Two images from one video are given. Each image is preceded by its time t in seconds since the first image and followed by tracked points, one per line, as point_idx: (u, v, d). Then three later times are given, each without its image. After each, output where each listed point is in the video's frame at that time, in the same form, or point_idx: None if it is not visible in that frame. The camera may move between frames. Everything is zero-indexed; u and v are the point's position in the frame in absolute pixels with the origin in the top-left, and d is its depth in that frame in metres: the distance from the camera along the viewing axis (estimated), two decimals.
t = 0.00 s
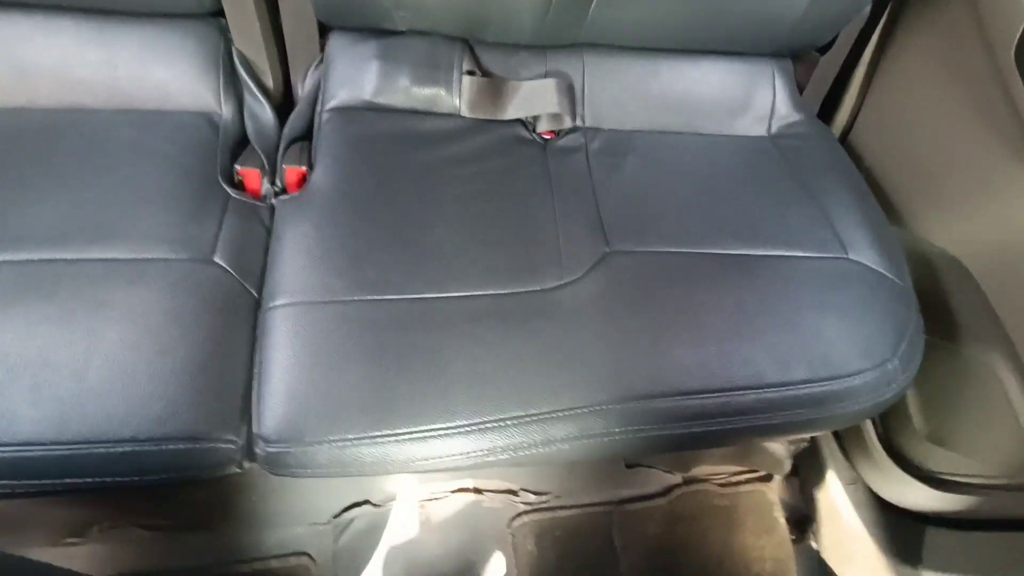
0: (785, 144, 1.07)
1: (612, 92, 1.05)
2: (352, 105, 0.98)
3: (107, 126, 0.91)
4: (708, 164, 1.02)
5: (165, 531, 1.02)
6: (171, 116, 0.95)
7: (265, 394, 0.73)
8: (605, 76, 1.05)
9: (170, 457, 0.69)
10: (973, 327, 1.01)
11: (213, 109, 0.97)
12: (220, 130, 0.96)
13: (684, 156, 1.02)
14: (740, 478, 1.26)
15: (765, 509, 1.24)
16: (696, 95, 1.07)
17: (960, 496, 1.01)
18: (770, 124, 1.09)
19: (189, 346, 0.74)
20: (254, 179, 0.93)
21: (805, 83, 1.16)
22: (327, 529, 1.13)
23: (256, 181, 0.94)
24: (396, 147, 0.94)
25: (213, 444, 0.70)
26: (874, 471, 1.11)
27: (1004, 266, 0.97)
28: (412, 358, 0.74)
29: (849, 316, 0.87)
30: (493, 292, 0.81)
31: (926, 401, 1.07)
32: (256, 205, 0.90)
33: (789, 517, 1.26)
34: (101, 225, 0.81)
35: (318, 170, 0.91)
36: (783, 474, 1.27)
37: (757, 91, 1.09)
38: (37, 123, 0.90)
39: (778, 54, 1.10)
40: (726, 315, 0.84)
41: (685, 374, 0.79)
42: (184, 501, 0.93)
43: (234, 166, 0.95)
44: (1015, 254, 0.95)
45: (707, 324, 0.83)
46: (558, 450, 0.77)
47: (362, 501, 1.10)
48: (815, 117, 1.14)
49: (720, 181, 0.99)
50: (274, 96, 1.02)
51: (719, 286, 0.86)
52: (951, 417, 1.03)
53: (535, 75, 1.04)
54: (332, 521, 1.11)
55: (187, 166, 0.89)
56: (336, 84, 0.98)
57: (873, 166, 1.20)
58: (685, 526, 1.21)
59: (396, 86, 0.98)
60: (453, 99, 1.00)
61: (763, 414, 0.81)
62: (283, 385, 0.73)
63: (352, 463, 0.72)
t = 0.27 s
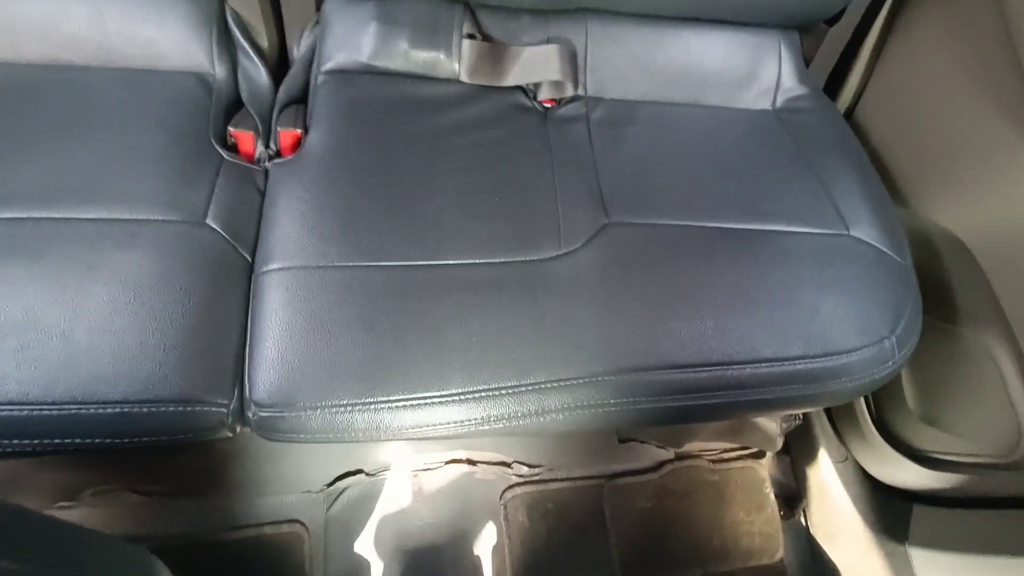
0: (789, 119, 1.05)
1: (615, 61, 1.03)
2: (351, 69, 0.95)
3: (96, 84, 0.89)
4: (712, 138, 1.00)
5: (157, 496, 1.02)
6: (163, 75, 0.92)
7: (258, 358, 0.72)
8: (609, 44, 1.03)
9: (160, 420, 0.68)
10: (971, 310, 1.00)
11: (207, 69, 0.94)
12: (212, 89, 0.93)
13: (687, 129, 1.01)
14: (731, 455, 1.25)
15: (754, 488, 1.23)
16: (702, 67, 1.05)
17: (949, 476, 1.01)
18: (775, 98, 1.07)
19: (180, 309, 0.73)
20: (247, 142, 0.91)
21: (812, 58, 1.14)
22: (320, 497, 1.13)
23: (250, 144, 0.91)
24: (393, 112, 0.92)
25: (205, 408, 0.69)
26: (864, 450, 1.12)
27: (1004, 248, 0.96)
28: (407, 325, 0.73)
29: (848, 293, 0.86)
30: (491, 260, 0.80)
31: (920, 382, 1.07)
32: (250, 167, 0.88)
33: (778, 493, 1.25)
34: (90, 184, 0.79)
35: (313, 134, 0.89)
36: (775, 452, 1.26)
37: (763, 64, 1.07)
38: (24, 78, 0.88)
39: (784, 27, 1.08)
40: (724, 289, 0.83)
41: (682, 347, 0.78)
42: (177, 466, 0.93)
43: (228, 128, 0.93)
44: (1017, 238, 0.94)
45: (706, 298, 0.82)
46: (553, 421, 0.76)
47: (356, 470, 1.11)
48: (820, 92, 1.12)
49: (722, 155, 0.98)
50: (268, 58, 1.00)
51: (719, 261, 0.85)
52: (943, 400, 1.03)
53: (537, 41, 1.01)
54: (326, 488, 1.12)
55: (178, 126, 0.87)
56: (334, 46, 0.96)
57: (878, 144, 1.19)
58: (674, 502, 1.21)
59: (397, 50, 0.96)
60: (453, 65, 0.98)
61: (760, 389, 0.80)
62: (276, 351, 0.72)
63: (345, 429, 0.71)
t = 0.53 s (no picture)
0: (789, 102, 1.04)
1: (616, 40, 1.02)
2: (348, 45, 0.94)
3: (90, 57, 0.87)
4: (712, 119, 1.00)
5: (155, 472, 1.02)
6: (157, 49, 0.91)
7: (255, 333, 0.71)
8: (610, 23, 1.02)
9: (156, 393, 0.68)
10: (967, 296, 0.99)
11: (203, 43, 0.93)
12: (210, 65, 0.92)
13: (687, 110, 1.00)
14: (725, 438, 1.26)
15: (748, 469, 1.23)
16: (703, 47, 1.04)
17: (942, 459, 1.02)
18: (776, 81, 1.06)
19: (176, 283, 0.72)
20: (245, 117, 0.90)
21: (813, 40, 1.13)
22: (318, 475, 1.13)
23: (247, 119, 0.91)
24: (391, 89, 0.91)
25: (201, 381, 0.69)
26: (859, 432, 1.12)
27: (998, 232, 0.96)
28: (404, 302, 0.73)
29: (846, 275, 0.86)
30: (489, 239, 0.80)
31: (917, 365, 1.07)
32: (247, 142, 0.88)
33: (771, 475, 1.26)
34: (85, 157, 0.79)
35: (311, 110, 0.88)
36: (770, 435, 1.27)
37: (765, 45, 1.05)
38: (17, 49, 0.86)
39: (786, 8, 1.07)
40: (721, 270, 0.83)
41: (679, 327, 0.78)
42: (174, 443, 0.93)
43: (224, 102, 0.92)
44: (1009, 222, 0.95)
45: (703, 278, 0.82)
46: (549, 399, 0.76)
47: (352, 449, 1.11)
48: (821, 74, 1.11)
49: (722, 137, 0.98)
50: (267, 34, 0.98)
51: (718, 242, 0.85)
52: (938, 383, 1.04)
53: (538, 19, 1.00)
54: (324, 467, 1.12)
55: (174, 100, 0.86)
56: (332, 21, 0.95)
57: (879, 128, 1.18)
58: (668, 483, 1.21)
59: (395, 26, 0.95)
60: (453, 41, 0.97)
61: (756, 369, 0.81)
62: (273, 326, 0.71)
63: (342, 405, 0.71)
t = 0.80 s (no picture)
0: (789, 93, 1.04)
1: (617, 29, 1.01)
2: (347, 32, 0.94)
3: (86, 42, 0.87)
4: (712, 109, 0.99)
5: (153, 461, 1.02)
6: (155, 35, 0.90)
7: (253, 319, 0.71)
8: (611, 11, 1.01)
9: (153, 379, 0.68)
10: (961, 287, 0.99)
11: (201, 30, 0.92)
12: (207, 52, 0.91)
13: (687, 100, 1.00)
14: (721, 429, 1.26)
15: (743, 460, 1.24)
16: (704, 37, 1.03)
17: (933, 449, 1.03)
18: (775, 72, 1.06)
19: (174, 269, 0.72)
20: (242, 104, 0.90)
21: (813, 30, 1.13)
22: (316, 464, 1.14)
23: (245, 107, 0.90)
24: (389, 77, 0.91)
25: (199, 367, 0.69)
26: (853, 424, 1.13)
27: (994, 223, 0.96)
28: (403, 290, 0.73)
29: (843, 266, 0.86)
30: (488, 227, 0.80)
31: (911, 357, 1.07)
32: (245, 130, 0.87)
33: (767, 466, 1.26)
34: (81, 142, 0.78)
35: (310, 97, 0.88)
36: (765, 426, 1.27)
37: (766, 35, 1.05)
38: (12, 34, 0.86)
39: None
40: (720, 260, 0.83)
41: (677, 316, 0.79)
42: (172, 431, 0.93)
43: (222, 90, 0.91)
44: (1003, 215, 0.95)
45: (702, 268, 0.82)
46: (548, 387, 0.76)
47: (351, 438, 1.11)
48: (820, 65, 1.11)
49: (722, 127, 0.97)
50: (264, 20, 0.97)
51: (717, 232, 0.85)
52: (932, 374, 1.04)
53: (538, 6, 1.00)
54: (323, 456, 1.12)
55: (171, 85, 0.86)
56: (330, 7, 0.94)
57: (878, 120, 1.18)
58: (664, 473, 1.22)
59: (394, 13, 0.94)
60: (452, 29, 0.97)
61: (753, 358, 0.81)
62: (271, 313, 0.71)
63: (340, 392, 0.71)
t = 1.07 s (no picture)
0: (789, 83, 1.04)
1: (617, 18, 1.01)
2: (345, 20, 0.93)
3: (81, 28, 0.86)
4: (711, 99, 0.99)
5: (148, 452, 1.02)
6: (150, 21, 0.89)
7: (249, 306, 0.71)
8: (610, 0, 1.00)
9: (149, 365, 0.67)
10: (959, 278, 1.00)
11: (196, 16, 0.91)
12: (203, 38, 0.91)
13: (686, 90, 0.99)
14: (719, 421, 1.26)
15: (740, 452, 1.24)
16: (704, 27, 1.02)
17: (930, 441, 1.03)
18: (775, 62, 1.06)
19: (170, 255, 0.71)
20: (239, 91, 0.89)
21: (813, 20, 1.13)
22: (313, 455, 1.13)
23: (242, 93, 0.89)
24: (387, 64, 0.90)
25: (195, 354, 0.68)
26: (851, 416, 1.13)
27: (992, 213, 0.96)
28: (400, 277, 0.72)
29: (842, 256, 0.86)
30: (486, 216, 0.79)
31: (909, 349, 1.07)
32: (241, 116, 0.87)
33: (764, 458, 1.26)
34: (76, 128, 0.77)
35: (306, 84, 0.87)
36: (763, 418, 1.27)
37: (766, 25, 1.04)
38: (4, 19, 0.85)
39: None
40: (718, 249, 0.82)
41: (676, 305, 0.78)
42: (168, 420, 0.92)
43: (218, 77, 0.90)
44: (999, 207, 0.95)
45: (701, 257, 0.82)
46: (545, 375, 0.76)
47: (348, 429, 1.10)
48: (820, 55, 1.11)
49: (721, 117, 0.97)
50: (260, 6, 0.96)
51: (715, 222, 0.85)
52: (930, 365, 1.04)
53: None
54: (319, 447, 1.11)
55: (167, 71, 0.85)
56: None
57: (878, 111, 1.18)
58: (661, 464, 1.22)
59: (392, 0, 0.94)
60: (450, 17, 0.96)
61: (752, 348, 0.80)
62: (267, 300, 0.71)
63: (336, 379, 0.70)
